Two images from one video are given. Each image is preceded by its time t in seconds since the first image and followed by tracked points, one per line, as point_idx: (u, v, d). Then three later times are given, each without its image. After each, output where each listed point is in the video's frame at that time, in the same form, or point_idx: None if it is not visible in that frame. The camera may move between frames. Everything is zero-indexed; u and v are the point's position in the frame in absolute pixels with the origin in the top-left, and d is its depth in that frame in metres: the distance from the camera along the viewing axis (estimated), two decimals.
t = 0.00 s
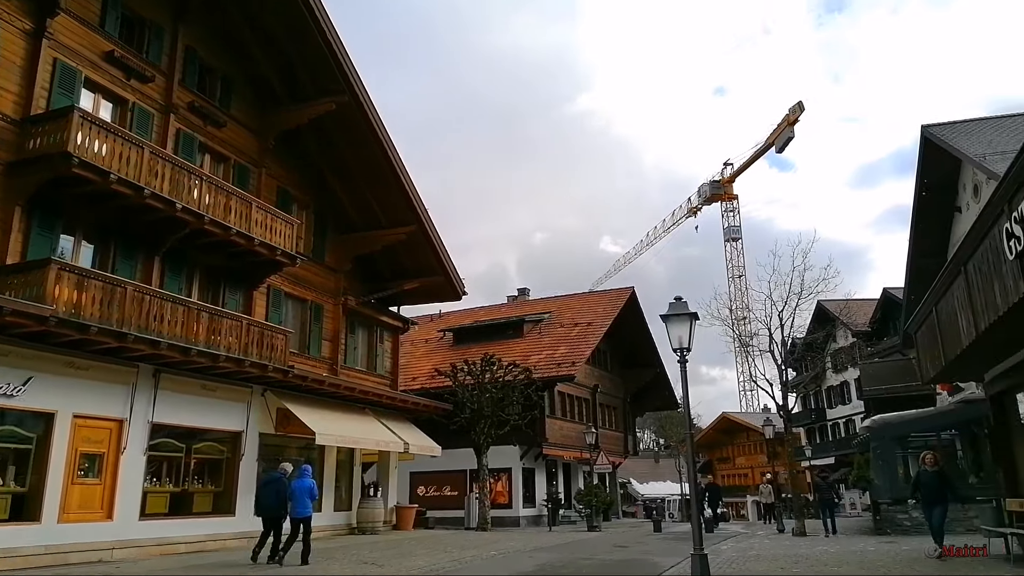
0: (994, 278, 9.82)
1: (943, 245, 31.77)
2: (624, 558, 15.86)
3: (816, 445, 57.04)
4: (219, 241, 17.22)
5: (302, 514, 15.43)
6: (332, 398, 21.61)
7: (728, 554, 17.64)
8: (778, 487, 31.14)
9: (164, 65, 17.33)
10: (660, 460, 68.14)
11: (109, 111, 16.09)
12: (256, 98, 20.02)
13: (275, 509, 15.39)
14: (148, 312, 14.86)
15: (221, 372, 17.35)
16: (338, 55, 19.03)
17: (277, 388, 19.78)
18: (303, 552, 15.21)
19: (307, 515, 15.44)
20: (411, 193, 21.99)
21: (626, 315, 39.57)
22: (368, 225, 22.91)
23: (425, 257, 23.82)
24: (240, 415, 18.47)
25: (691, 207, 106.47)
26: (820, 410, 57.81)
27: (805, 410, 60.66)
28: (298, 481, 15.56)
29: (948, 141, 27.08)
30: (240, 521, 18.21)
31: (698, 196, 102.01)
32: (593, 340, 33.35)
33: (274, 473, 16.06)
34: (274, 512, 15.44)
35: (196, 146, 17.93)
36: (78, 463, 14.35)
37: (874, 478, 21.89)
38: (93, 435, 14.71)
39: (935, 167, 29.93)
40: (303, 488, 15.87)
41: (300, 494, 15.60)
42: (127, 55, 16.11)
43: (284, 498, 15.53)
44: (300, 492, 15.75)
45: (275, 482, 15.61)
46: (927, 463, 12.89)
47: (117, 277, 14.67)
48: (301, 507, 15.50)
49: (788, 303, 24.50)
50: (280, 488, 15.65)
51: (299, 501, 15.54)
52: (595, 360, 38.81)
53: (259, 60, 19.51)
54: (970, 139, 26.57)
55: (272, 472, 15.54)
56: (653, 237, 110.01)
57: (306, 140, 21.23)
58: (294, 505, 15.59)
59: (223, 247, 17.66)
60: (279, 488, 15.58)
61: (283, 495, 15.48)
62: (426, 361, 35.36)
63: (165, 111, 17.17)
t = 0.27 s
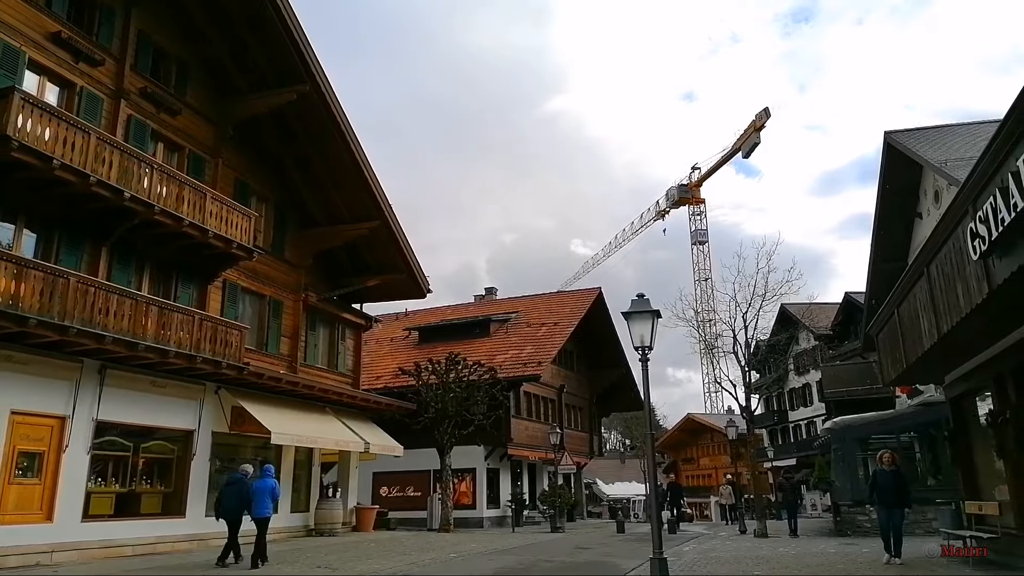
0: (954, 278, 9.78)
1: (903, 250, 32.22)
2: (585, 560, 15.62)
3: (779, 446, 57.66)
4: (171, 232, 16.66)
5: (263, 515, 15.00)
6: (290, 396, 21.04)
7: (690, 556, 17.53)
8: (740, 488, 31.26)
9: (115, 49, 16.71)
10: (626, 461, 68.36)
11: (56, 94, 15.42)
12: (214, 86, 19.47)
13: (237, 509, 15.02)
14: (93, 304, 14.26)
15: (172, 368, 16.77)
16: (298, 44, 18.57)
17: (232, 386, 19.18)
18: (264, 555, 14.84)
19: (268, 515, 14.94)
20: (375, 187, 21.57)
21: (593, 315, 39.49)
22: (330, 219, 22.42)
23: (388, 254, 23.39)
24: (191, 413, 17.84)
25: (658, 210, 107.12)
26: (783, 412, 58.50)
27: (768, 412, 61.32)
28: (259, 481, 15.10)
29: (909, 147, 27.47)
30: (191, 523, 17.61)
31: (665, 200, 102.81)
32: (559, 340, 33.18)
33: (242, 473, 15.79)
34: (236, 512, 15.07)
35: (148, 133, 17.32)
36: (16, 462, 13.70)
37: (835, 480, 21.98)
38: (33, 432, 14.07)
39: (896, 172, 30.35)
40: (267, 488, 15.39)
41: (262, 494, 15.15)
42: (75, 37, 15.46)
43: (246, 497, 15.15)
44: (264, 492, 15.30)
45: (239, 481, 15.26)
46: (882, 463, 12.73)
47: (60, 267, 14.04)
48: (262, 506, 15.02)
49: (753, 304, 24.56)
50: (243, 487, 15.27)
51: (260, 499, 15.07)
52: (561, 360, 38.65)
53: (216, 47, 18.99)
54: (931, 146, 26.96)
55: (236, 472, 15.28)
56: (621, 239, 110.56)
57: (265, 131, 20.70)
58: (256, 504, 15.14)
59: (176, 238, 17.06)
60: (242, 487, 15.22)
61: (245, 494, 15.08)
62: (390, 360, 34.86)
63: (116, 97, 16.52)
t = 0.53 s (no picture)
0: (944, 272, 9.46)
1: (888, 250, 32.12)
2: (565, 563, 15.22)
3: (763, 447, 57.60)
4: (139, 224, 16.11)
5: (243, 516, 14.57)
6: (266, 395, 20.51)
7: (673, 558, 17.18)
8: (724, 488, 30.98)
9: (83, 35, 16.12)
10: (611, 461, 68.14)
11: (18, 80, 14.83)
12: (187, 75, 18.94)
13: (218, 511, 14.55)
14: (54, 297, 13.71)
15: (140, 365, 16.22)
16: (275, 32, 18.07)
17: (204, 384, 18.62)
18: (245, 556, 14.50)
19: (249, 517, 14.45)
20: (354, 181, 21.10)
21: (578, 314, 39.14)
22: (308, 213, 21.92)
23: (368, 249, 22.91)
24: (160, 412, 17.30)
25: (645, 210, 107.01)
26: (768, 412, 58.45)
27: (752, 412, 61.25)
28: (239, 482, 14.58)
29: (896, 145, 27.30)
30: (159, 525, 17.08)
31: (652, 199, 102.81)
32: (544, 339, 32.80)
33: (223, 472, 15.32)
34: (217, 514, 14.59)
35: (117, 122, 16.73)
36: None
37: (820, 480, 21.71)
38: None
39: (882, 171, 30.21)
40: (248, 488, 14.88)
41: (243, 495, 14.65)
42: (40, 20, 14.87)
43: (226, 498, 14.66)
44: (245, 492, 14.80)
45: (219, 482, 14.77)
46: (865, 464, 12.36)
47: (19, 259, 13.47)
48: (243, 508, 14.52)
49: (739, 303, 24.27)
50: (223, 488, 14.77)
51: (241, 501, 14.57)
52: (545, 359, 38.26)
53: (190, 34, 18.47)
54: (918, 145, 26.80)
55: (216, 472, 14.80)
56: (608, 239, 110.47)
57: (241, 122, 20.19)
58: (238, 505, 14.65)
59: (144, 231, 16.51)
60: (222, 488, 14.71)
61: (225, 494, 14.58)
62: (371, 358, 34.33)
63: (83, 84, 15.94)
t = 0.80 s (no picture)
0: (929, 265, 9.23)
1: (872, 250, 32.08)
2: (544, 563, 14.90)
3: (747, 447, 57.59)
4: (107, 215, 15.62)
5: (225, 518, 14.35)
6: (240, 393, 20.03)
7: (654, 558, 16.91)
8: (707, 488, 30.78)
9: (49, 20, 15.60)
10: (596, 461, 67.94)
11: None
12: (160, 64, 18.48)
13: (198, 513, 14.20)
14: (15, 289, 13.22)
15: (107, 361, 15.72)
16: (250, 20, 17.65)
17: (175, 381, 18.12)
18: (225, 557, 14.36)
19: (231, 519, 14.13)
20: (332, 175, 20.71)
21: (562, 313, 38.86)
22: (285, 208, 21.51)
23: (347, 245, 22.50)
24: (128, 409, 16.80)
25: (630, 210, 106.98)
26: (752, 412, 58.49)
27: (736, 413, 61.25)
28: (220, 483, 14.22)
29: (880, 144, 27.22)
30: (127, 527, 16.57)
31: (638, 200, 102.85)
32: (527, 338, 32.46)
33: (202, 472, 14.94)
34: (197, 516, 14.24)
35: (85, 110, 16.22)
36: None
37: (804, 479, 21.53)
38: None
39: (867, 170, 30.17)
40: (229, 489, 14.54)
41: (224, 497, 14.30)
42: (3, 3, 14.34)
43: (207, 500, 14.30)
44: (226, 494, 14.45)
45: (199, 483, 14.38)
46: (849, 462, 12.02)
47: None
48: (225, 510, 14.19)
49: (723, 301, 24.08)
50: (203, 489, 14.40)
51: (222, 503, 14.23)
52: (529, 358, 37.93)
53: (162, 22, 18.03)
54: (902, 143, 26.73)
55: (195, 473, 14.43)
56: (594, 239, 110.59)
57: (216, 113, 19.74)
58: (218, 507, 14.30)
59: (113, 222, 16.01)
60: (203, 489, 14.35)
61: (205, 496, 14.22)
62: (352, 357, 33.85)
63: (49, 71, 15.41)
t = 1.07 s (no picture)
0: (920, 265, 8.97)
1: (859, 251, 31.97)
2: (526, 568, 14.57)
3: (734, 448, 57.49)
4: (78, 208, 15.14)
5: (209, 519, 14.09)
6: (217, 392, 19.59)
7: (639, 562, 16.62)
8: (694, 490, 30.52)
9: (19, 6, 15.09)
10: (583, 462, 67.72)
11: None
12: (136, 54, 18.03)
13: (182, 514, 13.84)
14: None
15: (77, 359, 15.24)
16: (229, 10, 17.24)
17: (149, 379, 17.65)
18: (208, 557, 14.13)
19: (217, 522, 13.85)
20: (314, 170, 20.30)
21: (549, 313, 38.53)
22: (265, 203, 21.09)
23: (329, 242, 22.09)
24: (100, 409, 16.35)
25: (620, 211, 106.84)
26: (739, 413, 58.44)
27: (724, 414, 61.16)
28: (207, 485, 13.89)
29: (869, 145, 27.08)
30: (97, 530, 16.11)
31: (627, 200, 102.75)
32: (513, 337, 32.11)
33: (184, 472, 14.57)
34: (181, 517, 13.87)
35: (57, 101, 15.73)
36: None
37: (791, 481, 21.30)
38: None
39: (855, 171, 30.02)
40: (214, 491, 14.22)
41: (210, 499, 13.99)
42: None
43: (192, 501, 13.96)
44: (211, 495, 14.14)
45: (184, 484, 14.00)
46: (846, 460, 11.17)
47: None
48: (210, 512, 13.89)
49: (710, 301, 23.85)
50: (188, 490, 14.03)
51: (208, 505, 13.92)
52: (515, 358, 37.58)
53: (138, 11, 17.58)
54: (891, 144, 26.58)
55: (179, 475, 14.04)
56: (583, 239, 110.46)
57: (194, 105, 19.30)
58: (203, 509, 13.98)
59: (84, 216, 15.54)
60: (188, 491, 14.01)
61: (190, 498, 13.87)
62: (336, 356, 33.38)
63: (19, 59, 14.90)
